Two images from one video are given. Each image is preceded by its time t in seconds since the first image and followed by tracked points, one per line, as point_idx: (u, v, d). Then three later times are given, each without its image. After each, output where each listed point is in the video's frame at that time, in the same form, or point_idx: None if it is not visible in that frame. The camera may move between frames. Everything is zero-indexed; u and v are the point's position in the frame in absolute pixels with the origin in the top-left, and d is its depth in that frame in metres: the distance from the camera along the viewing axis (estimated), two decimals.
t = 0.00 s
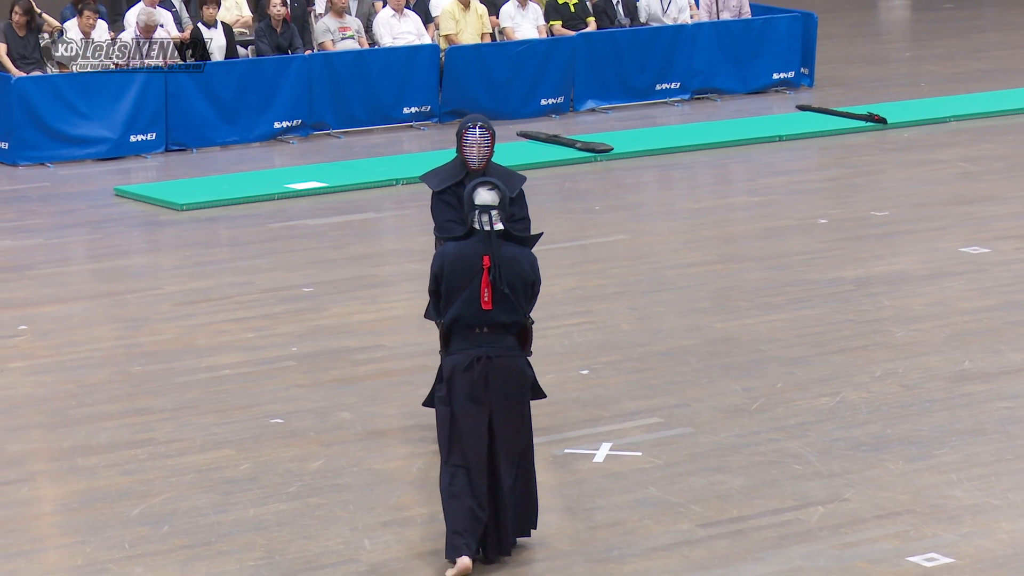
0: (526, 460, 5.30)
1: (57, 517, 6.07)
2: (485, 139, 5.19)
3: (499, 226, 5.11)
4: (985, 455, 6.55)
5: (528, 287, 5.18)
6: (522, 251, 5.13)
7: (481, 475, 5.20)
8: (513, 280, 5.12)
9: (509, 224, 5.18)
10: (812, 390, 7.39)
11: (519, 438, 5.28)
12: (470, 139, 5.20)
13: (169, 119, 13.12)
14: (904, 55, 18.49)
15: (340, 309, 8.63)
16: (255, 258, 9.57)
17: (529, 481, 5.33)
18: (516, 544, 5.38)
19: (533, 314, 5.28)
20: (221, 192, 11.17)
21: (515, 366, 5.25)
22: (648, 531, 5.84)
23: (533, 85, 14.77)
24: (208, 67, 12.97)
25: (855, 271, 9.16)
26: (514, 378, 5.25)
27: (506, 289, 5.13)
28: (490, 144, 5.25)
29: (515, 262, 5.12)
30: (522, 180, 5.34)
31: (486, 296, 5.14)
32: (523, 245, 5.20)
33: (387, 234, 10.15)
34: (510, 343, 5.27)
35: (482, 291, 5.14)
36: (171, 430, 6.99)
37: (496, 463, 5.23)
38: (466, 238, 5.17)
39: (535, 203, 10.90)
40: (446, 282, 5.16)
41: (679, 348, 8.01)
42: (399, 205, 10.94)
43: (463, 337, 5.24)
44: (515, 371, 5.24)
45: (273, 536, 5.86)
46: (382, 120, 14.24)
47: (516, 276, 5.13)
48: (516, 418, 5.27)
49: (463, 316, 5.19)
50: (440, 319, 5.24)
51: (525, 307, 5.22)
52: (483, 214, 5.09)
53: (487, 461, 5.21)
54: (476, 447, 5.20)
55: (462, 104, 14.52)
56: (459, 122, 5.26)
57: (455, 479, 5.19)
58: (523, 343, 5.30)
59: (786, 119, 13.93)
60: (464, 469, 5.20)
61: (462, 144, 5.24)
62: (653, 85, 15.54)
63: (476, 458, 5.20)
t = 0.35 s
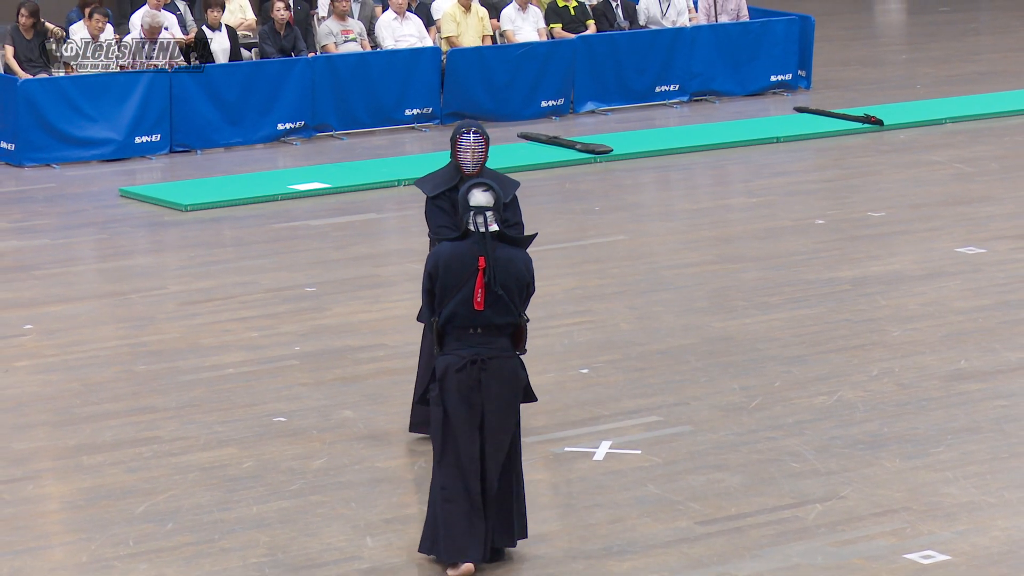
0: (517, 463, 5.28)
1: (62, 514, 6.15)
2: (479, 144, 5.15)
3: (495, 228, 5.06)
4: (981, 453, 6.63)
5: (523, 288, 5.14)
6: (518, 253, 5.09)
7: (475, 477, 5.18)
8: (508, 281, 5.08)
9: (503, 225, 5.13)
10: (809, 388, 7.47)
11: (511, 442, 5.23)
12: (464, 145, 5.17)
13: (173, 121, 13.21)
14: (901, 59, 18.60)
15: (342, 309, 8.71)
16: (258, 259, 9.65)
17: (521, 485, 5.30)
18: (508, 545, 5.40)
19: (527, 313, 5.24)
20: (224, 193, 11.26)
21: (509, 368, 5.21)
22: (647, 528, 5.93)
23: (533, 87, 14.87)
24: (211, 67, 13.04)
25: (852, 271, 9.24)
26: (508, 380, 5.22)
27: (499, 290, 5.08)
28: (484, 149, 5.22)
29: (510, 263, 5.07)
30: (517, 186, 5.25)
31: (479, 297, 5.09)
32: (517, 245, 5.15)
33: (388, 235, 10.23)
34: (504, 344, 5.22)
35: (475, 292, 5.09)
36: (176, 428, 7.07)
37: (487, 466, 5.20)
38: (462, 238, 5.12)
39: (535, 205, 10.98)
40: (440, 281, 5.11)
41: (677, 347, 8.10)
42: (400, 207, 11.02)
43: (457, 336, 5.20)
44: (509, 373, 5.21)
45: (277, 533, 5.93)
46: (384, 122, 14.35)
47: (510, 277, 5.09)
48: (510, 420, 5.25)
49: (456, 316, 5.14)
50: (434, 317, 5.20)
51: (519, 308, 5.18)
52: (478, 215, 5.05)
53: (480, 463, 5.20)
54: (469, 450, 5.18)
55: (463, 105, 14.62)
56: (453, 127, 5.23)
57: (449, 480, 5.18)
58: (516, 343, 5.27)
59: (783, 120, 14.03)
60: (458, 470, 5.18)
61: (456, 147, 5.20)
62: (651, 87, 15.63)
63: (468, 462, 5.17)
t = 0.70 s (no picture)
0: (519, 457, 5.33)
1: (65, 513, 6.19)
2: (485, 142, 5.12)
3: (495, 223, 5.10)
4: (978, 452, 6.67)
5: (524, 284, 5.19)
6: (519, 248, 5.14)
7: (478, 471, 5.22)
8: (509, 276, 5.13)
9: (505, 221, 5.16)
10: (807, 387, 7.52)
11: (512, 437, 5.28)
12: (470, 144, 5.14)
13: (175, 122, 13.26)
14: (899, 60, 18.65)
15: (344, 309, 8.76)
16: (259, 259, 9.69)
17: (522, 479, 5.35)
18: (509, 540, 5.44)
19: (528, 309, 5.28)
20: (226, 194, 11.30)
21: (511, 363, 5.25)
22: (646, 526, 5.97)
23: (533, 89, 14.92)
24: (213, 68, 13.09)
25: (850, 271, 9.29)
26: (510, 374, 5.26)
27: (501, 285, 5.13)
28: (489, 149, 5.19)
29: (512, 260, 5.13)
30: (522, 185, 5.24)
31: (482, 292, 5.13)
32: (517, 241, 5.20)
33: (389, 235, 10.28)
34: (506, 338, 5.26)
35: (478, 287, 5.13)
36: (178, 427, 7.11)
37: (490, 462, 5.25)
38: (462, 234, 5.15)
39: (535, 206, 11.03)
40: (442, 277, 5.14)
41: (677, 346, 8.14)
42: (400, 207, 11.07)
43: (459, 332, 5.23)
44: (511, 368, 5.25)
45: (279, 531, 5.98)
46: (385, 123, 14.39)
47: (512, 273, 5.14)
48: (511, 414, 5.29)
49: (458, 312, 5.17)
50: (436, 313, 5.22)
51: (520, 303, 5.23)
52: (479, 211, 5.09)
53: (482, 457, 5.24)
54: (471, 445, 5.22)
55: (463, 106, 14.67)
56: (459, 127, 5.20)
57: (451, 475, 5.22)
58: (517, 338, 5.31)
59: (781, 121, 14.07)
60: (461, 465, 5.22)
61: (461, 147, 5.18)
62: (650, 89, 15.68)
63: (471, 458, 5.22)
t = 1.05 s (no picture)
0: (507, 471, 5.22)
1: (63, 513, 6.17)
2: (484, 145, 5.14)
3: (478, 231, 4.98)
4: (978, 452, 6.65)
5: (507, 294, 5.08)
6: (502, 258, 5.04)
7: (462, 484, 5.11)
8: (491, 286, 5.02)
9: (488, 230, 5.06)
10: (807, 387, 7.50)
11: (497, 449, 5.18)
12: (469, 146, 5.15)
13: (173, 121, 13.23)
14: (898, 59, 18.62)
15: (343, 309, 8.73)
16: (258, 259, 9.67)
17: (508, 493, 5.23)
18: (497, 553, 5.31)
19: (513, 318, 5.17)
20: (223, 194, 11.27)
21: (494, 374, 5.15)
22: (645, 527, 5.95)
23: (532, 88, 14.90)
24: (211, 67, 13.07)
25: (850, 271, 9.27)
26: (493, 386, 5.16)
27: (482, 295, 5.02)
28: (489, 150, 5.21)
29: (494, 270, 5.02)
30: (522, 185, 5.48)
31: (462, 302, 5.02)
32: (501, 251, 5.09)
33: (388, 235, 10.25)
34: (490, 349, 5.16)
35: (458, 297, 5.02)
36: (176, 428, 7.09)
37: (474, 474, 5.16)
38: (446, 244, 5.06)
39: (534, 205, 11.00)
40: (423, 287, 5.04)
41: (676, 346, 8.12)
42: (399, 207, 11.04)
43: (441, 343, 5.14)
44: (495, 379, 5.15)
45: (276, 532, 5.96)
46: (384, 122, 14.38)
47: (494, 283, 5.03)
48: (496, 427, 5.19)
49: (440, 322, 5.07)
50: (418, 324, 5.13)
51: (504, 313, 5.12)
52: (461, 218, 4.98)
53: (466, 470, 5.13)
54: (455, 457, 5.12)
55: (461, 105, 14.65)
56: (460, 127, 5.21)
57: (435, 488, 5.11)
58: (502, 349, 5.20)
59: (781, 121, 14.04)
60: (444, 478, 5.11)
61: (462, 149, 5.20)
62: (650, 88, 15.65)
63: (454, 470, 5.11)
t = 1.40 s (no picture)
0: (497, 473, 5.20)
1: (62, 514, 6.17)
2: (474, 147, 5.13)
3: (468, 232, 4.97)
4: (978, 452, 6.65)
5: (498, 296, 5.04)
6: (491, 259, 5.00)
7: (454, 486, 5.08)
8: (480, 288, 4.98)
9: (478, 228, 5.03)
10: (807, 388, 7.49)
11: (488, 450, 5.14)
12: (459, 148, 5.14)
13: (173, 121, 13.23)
14: (898, 59, 18.62)
15: (342, 309, 8.73)
16: (258, 259, 9.67)
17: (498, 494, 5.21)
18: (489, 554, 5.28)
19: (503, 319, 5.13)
20: (223, 194, 11.27)
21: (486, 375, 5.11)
22: (645, 527, 5.95)
23: (532, 88, 14.90)
24: (212, 68, 13.08)
25: (850, 271, 9.26)
26: (484, 388, 5.11)
27: (472, 296, 4.98)
28: (479, 153, 5.20)
29: (483, 271, 4.98)
30: (512, 189, 5.58)
31: (453, 304, 4.99)
32: (491, 252, 5.06)
33: (388, 235, 10.25)
34: (481, 351, 5.11)
35: (448, 299, 4.99)
36: (176, 428, 7.09)
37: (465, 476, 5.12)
38: (436, 245, 5.03)
39: (533, 206, 11.00)
40: (414, 288, 5.02)
41: (676, 347, 8.12)
42: (399, 207, 11.04)
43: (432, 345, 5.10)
44: (486, 380, 5.11)
45: (276, 532, 5.96)
46: (384, 122, 14.37)
47: (485, 284, 4.99)
48: (487, 427, 5.15)
49: (431, 324, 5.05)
50: (409, 325, 5.10)
51: (494, 314, 5.08)
52: (452, 219, 4.96)
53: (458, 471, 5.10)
54: (446, 459, 5.08)
55: (461, 105, 14.64)
56: (451, 131, 5.22)
57: (426, 489, 5.09)
58: (493, 350, 5.15)
59: (780, 121, 14.04)
60: (435, 479, 5.09)
61: (452, 152, 5.19)
62: (650, 88, 15.65)
63: (445, 471, 5.07)
